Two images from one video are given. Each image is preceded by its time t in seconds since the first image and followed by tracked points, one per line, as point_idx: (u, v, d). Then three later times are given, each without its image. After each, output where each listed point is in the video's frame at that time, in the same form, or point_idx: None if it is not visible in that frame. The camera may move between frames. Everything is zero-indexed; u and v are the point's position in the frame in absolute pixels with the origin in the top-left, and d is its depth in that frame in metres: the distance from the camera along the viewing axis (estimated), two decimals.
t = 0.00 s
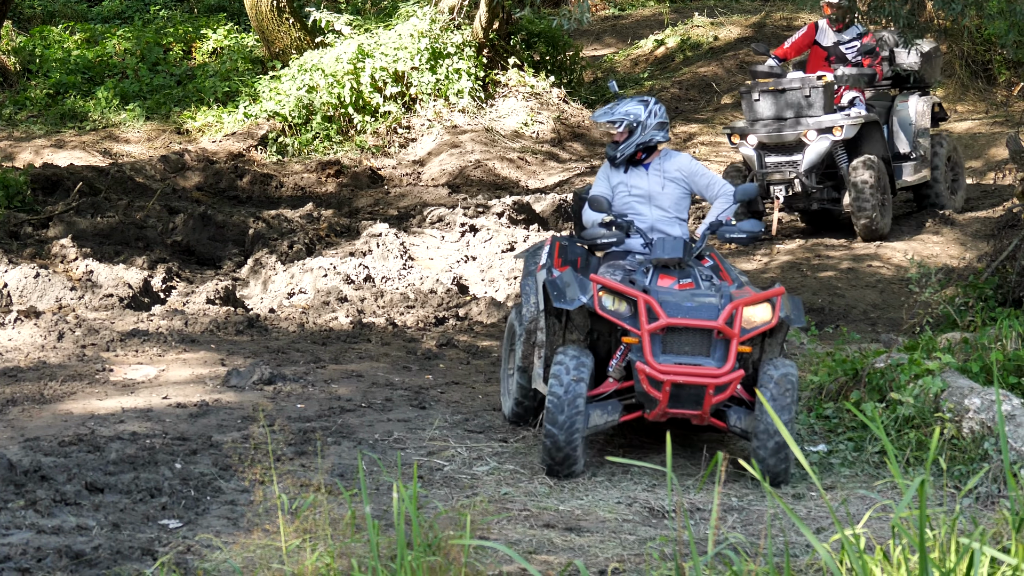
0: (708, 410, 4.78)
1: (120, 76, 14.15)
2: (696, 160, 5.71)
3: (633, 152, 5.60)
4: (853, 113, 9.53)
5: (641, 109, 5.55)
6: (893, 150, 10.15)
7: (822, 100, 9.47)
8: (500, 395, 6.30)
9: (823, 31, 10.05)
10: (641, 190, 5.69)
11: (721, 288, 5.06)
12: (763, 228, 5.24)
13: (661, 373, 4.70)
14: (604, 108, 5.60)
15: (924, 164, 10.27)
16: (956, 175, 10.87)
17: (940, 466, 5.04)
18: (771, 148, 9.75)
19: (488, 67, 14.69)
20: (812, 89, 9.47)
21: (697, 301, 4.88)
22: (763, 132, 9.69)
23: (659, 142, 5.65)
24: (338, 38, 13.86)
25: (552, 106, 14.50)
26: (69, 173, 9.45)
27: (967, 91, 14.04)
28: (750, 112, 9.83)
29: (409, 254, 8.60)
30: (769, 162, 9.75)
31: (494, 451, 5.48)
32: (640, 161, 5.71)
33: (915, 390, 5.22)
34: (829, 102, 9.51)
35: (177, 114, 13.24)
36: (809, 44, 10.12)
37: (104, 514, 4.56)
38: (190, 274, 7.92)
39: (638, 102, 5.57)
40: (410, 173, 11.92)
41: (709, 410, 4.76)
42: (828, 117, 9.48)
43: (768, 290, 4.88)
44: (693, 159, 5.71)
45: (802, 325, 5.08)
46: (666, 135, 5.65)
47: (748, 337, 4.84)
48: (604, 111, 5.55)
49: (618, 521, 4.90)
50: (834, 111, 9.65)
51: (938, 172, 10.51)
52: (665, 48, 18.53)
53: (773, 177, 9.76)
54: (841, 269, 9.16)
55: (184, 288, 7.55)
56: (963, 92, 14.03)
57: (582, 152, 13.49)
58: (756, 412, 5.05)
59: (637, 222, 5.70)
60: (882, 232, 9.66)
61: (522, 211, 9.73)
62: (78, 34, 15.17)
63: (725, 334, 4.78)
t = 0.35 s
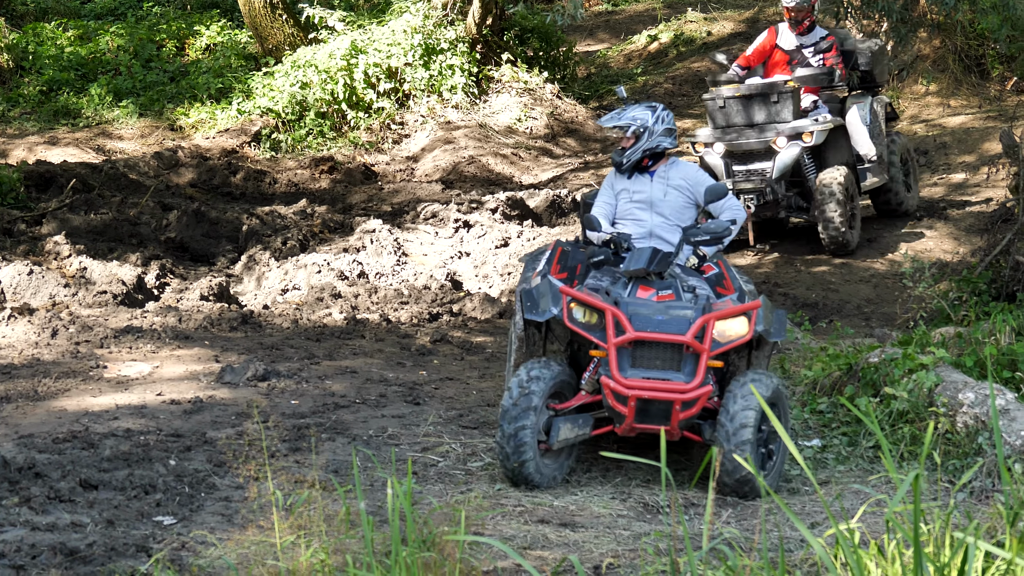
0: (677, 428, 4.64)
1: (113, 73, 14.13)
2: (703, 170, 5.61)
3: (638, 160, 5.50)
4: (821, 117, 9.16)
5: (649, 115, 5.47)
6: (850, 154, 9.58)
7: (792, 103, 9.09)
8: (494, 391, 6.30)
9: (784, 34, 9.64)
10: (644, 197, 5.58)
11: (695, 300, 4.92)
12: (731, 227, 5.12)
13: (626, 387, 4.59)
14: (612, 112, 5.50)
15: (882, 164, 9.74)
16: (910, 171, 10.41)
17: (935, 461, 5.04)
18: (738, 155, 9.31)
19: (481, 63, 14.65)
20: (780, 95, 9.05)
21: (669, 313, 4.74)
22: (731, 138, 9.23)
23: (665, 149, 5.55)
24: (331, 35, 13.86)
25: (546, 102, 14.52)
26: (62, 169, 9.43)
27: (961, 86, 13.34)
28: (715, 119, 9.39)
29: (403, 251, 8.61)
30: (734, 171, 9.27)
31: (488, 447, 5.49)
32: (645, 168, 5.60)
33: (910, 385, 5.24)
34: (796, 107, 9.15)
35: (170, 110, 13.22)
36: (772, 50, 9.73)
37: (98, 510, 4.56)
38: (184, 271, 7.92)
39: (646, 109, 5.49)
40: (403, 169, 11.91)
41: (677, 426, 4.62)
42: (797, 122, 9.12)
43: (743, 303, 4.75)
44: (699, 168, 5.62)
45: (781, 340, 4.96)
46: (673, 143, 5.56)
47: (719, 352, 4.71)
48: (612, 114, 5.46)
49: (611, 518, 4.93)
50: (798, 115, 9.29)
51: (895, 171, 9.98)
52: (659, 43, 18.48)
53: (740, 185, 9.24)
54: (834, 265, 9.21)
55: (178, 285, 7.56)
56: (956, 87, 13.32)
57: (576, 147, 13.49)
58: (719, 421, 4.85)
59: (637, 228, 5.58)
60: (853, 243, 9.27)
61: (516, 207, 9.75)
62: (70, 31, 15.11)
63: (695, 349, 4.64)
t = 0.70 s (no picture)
0: (636, 433, 4.60)
1: (106, 69, 14.12)
2: (690, 175, 5.45)
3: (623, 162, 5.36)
4: (783, 147, 8.36)
5: (637, 119, 5.28)
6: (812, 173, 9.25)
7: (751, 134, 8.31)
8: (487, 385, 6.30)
9: (738, 44, 9.18)
10: (627, 200, 5.45)
11: (660, 304, 4.84)
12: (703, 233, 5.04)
13: (582, 393, 4.56)
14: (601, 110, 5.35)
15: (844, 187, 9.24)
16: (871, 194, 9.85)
17: (928, 456, 5.04)
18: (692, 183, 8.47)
19: (474, 58, 14.61)
20: (741, 122, 8.32)
21: (631, 318, 4.70)
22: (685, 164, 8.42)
23: (652, 153, 5.38)
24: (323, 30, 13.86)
25: (539, 97, 14.51)
26: (55, 165, 9.42)
27: (953, 81, 13.05)
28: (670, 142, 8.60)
29: (396, 246, 8.60)
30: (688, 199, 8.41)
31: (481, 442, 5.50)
32: (631, 170, 5.46)
33: (903, 379, 5.23)
34: (757, 135, 8.39)
35: (163, 106, 13.20)
36: (728, 62, 9.34)
37: (92, 506, 4.56)
38: (177, 266, 7.92)
39: (635, 111, 5.29)
40: (396, 165, 11.91)
41: (634, 432, 4.58)
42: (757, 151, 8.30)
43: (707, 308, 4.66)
44: (686, 173, 5.45)
45: (750, 347, 4.81)
46: (661, 148, 5.39)
47: (680, 357, 4.64)
48: (601, 115, 5.26)
49: (603, 514, 4.96)
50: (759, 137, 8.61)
51: (855, 192, 9.42)
52: (652, 38, 18.43)
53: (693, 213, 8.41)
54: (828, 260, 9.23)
55: (171, 281, 7.56)
56: (949, 82, 13.05)
57: (568, 142, 13.51)
58: (682, 427, 4.67)
59: (615, 231, 5.49)
60: (802, 275, 8.54)
61: (509, 202, 9.77)
62: (63, 27, 15.06)
63: (654, 355, 4.58)
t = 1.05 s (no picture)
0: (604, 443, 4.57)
1: (103, 64, 14.11)
2: (667, 171, 5.38)
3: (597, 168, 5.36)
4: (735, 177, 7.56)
5: (603, 122, 5.20)
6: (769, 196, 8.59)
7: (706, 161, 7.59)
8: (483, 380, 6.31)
9: (691, 56, 8.57)
10: (607, 202, 5.44)
11: (636, 312, 4.78)
12: (685, 242, 4.97)
13: (550, 402, 4.54)
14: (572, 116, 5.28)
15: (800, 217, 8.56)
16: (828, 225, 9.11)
17: (925, 452, 5.04)
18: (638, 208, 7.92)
19: (471, 53, 14.59)
20: (695, 149, 7.60)
21: (604, 327, 4.65)
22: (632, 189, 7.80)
23: (624, 155, 5.33)
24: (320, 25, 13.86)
25: (536, 92, 14.51)
26: (52, 160, 9.42)
27: (950, 76, 13.02)
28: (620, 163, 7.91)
29: (394, 241, 8.60)
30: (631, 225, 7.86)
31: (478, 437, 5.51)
32: (609, 173, 5.42)
33: (900, 374, 5.24)
34: (712, 163, 7.65)
35: (160, 101, 13.18)
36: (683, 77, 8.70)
37: (89, 501, 4.57)
38: (175, 261, 7.93)
39: (601, 114, 5.21)
40: (393, 160, 11.92)
41: (602, 443, 4.55)
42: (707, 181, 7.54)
43: (681, 320, 4.61)
44: (664, 172, 5.37)
45: (727, 359, 4.73)
46: (632, 149, 5.33)
47: (653, 368, 4.58)
48: (569, 120, 5.23)
49: (599, 510, 4.98)
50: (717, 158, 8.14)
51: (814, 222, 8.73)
52: (649, 33, 18.35)
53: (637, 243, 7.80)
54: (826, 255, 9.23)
55: (169, 276, 7.56)
56: (946, 77, 13.02)
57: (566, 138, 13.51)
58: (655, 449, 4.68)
59: (599, 235, 5.49)
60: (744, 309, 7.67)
61: (507, 197, 9.76)
62: (61, 21, 15.01)
63: (625, 366, 4.53)
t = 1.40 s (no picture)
0: (588, 444, 4.56)
1: (103, 57, 14.09)
2: (653, 172, 5.14)
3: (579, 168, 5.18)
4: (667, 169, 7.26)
5: (584, 120, 5.07)
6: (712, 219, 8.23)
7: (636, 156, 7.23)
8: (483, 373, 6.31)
9: (641, 73, 8.37)
10: (591, 205, 5.25)
11: (621, 312, 4.76)
12: (674, 243, 4.88)
13: (532, 403, 4.53)
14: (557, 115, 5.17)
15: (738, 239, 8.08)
16: (773, 258, 8.61)
17: (926, 446, 5.04)
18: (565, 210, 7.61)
19: (472, 47, 14.57)
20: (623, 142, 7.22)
21: (587, 326, 4.62)
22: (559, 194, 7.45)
23: (605, 154, 5.13)
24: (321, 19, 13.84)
25: (536, 86, 14.51)
26: (52, 153, 9.42)
27: (950, 71, 12.98)
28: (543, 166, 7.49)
29: (394, 236, 8.61)
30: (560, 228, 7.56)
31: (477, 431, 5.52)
32: (593, 173, 5.24)
33: (900, 369, 5.25)
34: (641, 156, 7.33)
35: (161, 94, 13.18)
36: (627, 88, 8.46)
37: (89, 494, 4.57)
38: (175, 255, 7.93)
39: (584, 112, 5.10)
40: (393, 154, 11.94)
41: (585, 443, 4.54)
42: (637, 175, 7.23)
43: (663, 319, 4.60)
44: (647, 171, 5.13)
45: (712, 357, 4.71)
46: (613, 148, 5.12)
47: (636, 367, 4.57)
48: (553, 119, 5.13)
49: (598, 504, 4.99)
50: (649, 163, 7.76)
51: (752, 249, 8.23)
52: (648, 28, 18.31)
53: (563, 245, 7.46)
54: (825, 249, 9.23)
55: (169, 270, 7.57)
56: (946, 72, 12.98)
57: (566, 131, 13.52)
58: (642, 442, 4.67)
59: (585, 238, 5.31)
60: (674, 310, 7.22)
61: (506, 191, 9.77)
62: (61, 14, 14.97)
63: (607, 366, 4.52)
